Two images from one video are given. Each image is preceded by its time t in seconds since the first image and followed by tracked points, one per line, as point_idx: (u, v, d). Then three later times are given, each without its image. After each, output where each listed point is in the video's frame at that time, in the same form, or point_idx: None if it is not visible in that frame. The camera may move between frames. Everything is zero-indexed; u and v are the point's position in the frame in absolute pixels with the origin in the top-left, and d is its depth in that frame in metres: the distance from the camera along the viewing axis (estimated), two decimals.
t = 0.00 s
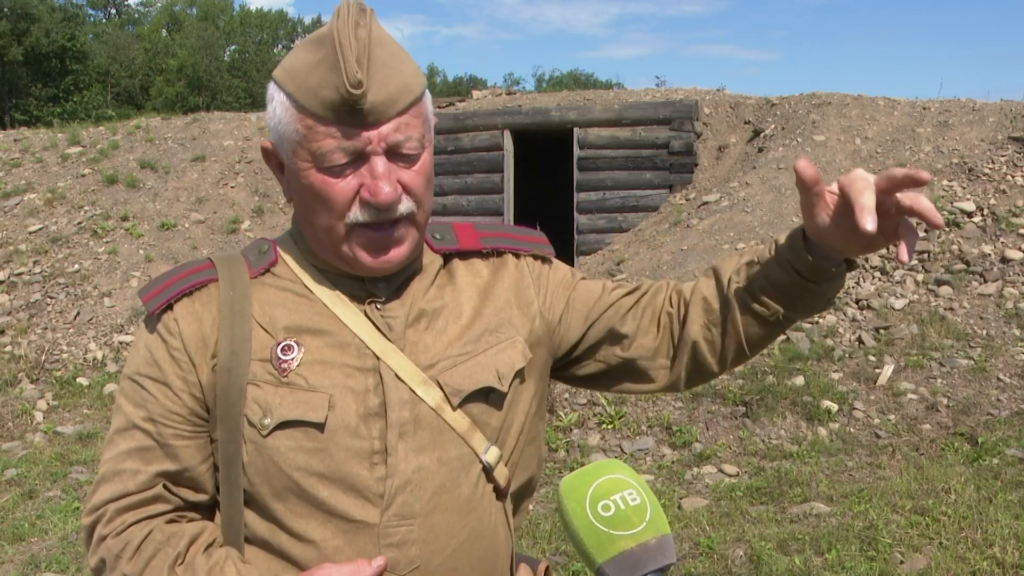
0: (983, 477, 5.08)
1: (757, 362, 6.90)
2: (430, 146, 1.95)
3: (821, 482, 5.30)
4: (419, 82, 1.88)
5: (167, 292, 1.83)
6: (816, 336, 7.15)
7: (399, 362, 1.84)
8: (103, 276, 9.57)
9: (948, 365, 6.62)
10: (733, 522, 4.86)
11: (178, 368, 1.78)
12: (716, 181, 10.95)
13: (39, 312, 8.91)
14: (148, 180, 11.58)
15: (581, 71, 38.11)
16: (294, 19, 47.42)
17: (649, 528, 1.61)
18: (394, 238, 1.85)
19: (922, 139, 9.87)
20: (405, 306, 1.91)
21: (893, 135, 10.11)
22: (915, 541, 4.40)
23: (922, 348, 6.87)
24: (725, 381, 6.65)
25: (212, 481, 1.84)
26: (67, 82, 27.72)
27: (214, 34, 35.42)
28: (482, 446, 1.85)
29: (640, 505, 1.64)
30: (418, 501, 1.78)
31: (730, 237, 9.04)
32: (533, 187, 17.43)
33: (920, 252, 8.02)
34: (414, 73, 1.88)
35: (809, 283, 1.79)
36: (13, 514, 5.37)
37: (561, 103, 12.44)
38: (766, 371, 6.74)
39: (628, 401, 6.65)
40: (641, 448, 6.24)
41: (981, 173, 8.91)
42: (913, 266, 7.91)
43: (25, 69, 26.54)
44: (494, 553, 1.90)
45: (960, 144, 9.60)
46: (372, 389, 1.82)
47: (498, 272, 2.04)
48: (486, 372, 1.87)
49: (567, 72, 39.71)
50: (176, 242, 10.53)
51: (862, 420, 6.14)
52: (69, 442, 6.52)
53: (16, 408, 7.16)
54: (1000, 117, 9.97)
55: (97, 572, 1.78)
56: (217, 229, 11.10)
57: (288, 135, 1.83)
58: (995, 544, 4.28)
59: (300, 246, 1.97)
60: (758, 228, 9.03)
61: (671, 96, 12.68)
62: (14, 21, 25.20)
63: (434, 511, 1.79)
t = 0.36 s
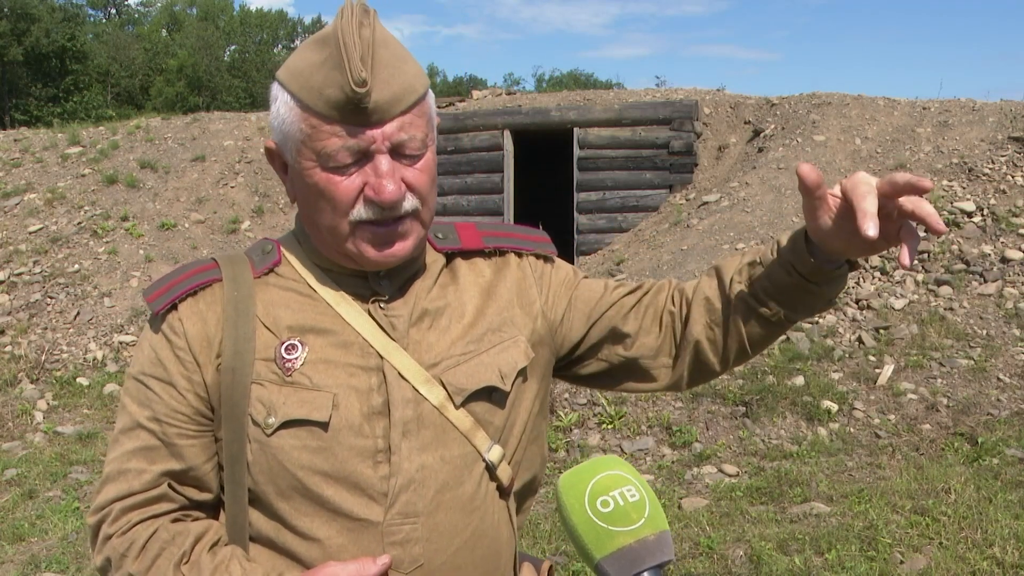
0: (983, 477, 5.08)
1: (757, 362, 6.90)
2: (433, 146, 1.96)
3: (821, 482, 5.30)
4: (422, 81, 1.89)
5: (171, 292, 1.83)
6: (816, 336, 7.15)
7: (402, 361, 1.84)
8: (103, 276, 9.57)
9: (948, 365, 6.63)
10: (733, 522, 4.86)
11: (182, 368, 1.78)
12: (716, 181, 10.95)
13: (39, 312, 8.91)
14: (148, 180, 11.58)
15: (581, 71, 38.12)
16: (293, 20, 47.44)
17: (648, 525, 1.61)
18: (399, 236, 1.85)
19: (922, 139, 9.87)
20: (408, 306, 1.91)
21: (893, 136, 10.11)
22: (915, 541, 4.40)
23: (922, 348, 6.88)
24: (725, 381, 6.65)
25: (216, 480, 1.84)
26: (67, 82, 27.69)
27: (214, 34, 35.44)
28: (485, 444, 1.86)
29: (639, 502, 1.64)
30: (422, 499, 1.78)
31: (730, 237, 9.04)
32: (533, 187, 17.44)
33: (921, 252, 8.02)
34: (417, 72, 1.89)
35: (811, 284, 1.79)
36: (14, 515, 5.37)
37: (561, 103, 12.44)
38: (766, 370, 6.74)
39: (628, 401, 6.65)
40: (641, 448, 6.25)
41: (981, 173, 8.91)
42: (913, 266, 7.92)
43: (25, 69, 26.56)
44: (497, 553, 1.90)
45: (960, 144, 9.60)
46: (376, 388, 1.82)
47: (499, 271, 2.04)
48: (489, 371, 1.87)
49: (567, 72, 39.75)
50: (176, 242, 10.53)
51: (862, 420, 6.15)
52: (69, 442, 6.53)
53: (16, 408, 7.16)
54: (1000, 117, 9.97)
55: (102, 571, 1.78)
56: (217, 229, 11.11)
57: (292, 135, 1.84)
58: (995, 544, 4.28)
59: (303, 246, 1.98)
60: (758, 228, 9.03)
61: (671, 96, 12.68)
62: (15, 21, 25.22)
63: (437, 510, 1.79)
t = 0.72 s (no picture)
0: (983, 477, 5.08)
1: (757, 362, 6.90)
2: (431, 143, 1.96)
3: (821, 482, 5.30)
4: (418, 78, 1.89)
5: (171, 294, 1.82)
6: (816, 336, 7.14)
7: (402, 361, 1.84)
8: (103, 276, 9.57)
9: (948, 365, 6.63)
10: (733, 522, 4.86)
11: (183, 368, 1.78)
12: (716, 181, 10.95)
13: (39, 311, 8.91)
14: (148, 181, 11.57)
15: (581, 71, 38.15)
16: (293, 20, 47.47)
17: (649, 527, 1.61)
18: (398, 232, 1.85)
19: (922, 139, 9.87)
20: (408, 305, 1.91)
21: (893, 135, 10.11)
22: (915, 541, 4.40)
23: (922, 348, 6.88)
24: (725, 381, 6.65)
25: (216, 480, 1.84)
26: (67, 82, 27.67)
27: (214, 35, 35.45)
28: (485, 443, 1.86)
29: (640, 504, 1.64)
30: (422, 499, 1.78)
31: (730, 237, 9.04)
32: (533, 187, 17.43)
33: (921, 252, 8.02)
34: (412, 68, 1.89)
35: (808, 282, 1.79)
36: (14, 514, 5.37)
37: (561, 103, 12.44)
38: (766, 370, 6.74)
39: (628, 401, 6.66)
40: (641, 448, 6.25)
41: (981, 173, 8.91)
42: (913, 266, 7.92)
43: (25, 69, 26.57)
44: (498, 553, 1.90)
45: (960, 144, 9.60)
46: (376, 388, 1.82)
47: (498, 270, 2.04)
48: (488, 370, 1.87)
49: (567, 72, 39.79)
50: (176, 242, 10.53)
51: (862, 420, 6.15)
52: (69, 442, 6.53)
53: (16, 408, 7.16)
54: (1000, 117, 9.97)
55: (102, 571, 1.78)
56: (217, 229, 11.11)
57: (290, 134, 1.84)
58: (995, 544, 4.28)
59: (304, 247, 1.98)
60: (758, 228, 9.03)
61: (671, 96, 12.68)
62: (15, 21, 25.26)
63: (438, 509, 1.79)
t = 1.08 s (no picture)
0: (983, 477, 5.08)
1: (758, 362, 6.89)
2: (438, 151, 1.96)
3: (821, 482, 5.30)
4: (425, 86, 1.88)
5: (178, 288, 1.83)
6: (816, 336, 7.14)
7: (406, 361, 1.84)
8: (103, 276, 9.57)
9: (948, 365, 6.63)
10: (733, 522, 4.86)
11: (186, 361, 1.78)
12: (716, 181, 10.95)
13: (39, 312, 8.91)
14: (148, 181, 11.57)
15: (581, 71, 38.15)
16: (293, 20, 47.53)
17: (653, 526, 1.61)
18: (403, 242, 1.85)
19: (922, 138, 9.86)
20: (413, 306, 1.91)
21: (893, 135, 10.10)
22: (915, 541, 4.40)
23: (922, 348, 6.88)
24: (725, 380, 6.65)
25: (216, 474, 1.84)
26: (67, 81, 27.64)
27: (213, 35, 35.44)
28: (488, 445, 1.86)
29: (644, 503, 1.64)
30: (423, 500, 1.78)
31: (730, 237, 9.04)
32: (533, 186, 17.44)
33: (921, 252, 8.01)
34: (420, 76, 1.89)
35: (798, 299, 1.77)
36: (13, 514, 5.37)
37: (561, 103, 12.43)
38: (766, 370, 6.73)
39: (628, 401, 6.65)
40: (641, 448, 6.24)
41: (981, 173, 8.91)
42: (913, 266, 7.92)
43: (25, 69, 26.58)
44: (498, 554, 1.90)
45: (960, 144, 9.60)
46: (379, 388, 1.82)
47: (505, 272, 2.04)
48: (493, 372, 1.87)
49: (567, 72, 39.75)
50: (176, 242, 10.53)
51: (862, 420, 6.15)
52: (69, 443, 6.52)
53: (16, 408, 7.17)
54: (1000, 117, 9.97)
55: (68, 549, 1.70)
56: (218, 229, 11.12)
57: (296, 141, 1.85)
58: (995, 544, 4.28)
59: (309, 246, 1.98)
60: (758, 228, 9.03)
61: (671, 96, 12.68)
62: (14, 21, 25.33)
63: (439, 510, 1.80)
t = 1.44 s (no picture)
0: (983, 477, 5.08)
1: (758, 362, 6.89)
2: (454, 157, 1.96)
3: (821, 482, 5.30)
4: (439, 92, 1.88)
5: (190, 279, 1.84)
6: (816, 335, 7.13)
7: (416, 366, 1.84)
8: (103, 276, 9.57)
9: (948, 365, 6.63)
10: (733, 522, 4.86)
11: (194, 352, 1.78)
12: (716, 181, 10.96)
13: (38, 311, 8.91)
14: (148, 180, 11.57)
15: (580, 71, 38.16)
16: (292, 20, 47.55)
17: (659, 528, 1.50)
18: (413, 252, 1.85)
19: (922, 138, 9.87)
20: (425, 313, 1.91)
21: (894, 135, 10.09)
22: (915, 541, 4.40)
23: (922, 348, 6.88)
24: (725, 381, 6.65)
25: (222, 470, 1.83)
26: (67, 81, 27.62)
27: (213, 35, 35.44)
28: (496, 455, 1.88)
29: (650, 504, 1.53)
30: (426, 507, 1.78)
31: (730, 236, 9.04)
32: (533, 186, 17.44)
33: (921, 252, 8.02)
34: (434, 83, 1.88)
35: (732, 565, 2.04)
36: (14, 515, 5.36)
37: (561, 103, 12.43)
38: (766, 370, 6.73)
39: (628, 401, 6.66)
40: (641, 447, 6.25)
41: (981, 174, 8.92)
42: (913, 266, 7.91)
43: (25, 69, 26.57)
44: (498, 562, 1.90)
45: (960, 144, 9.61)
46: (387, 392, 1.83)
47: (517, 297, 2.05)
48: (503, 383, 1.90)
49: (567, 72, 39.76)
50: (176, 242, 10.53)
51: (862, 420, 6.15)
52: (69, 442, 6.53)
53: (16, 408, 7.16)
54: (1000, 117, 9.97)
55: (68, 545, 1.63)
56: (218, 229, 11.12)
57: (309, 147, 1.84)
58: (995, 544, 4.28)
59: (321, 243, 1.97)
60: (758, 228, 9.03)
61: (671, 96, 12.68)
62: (14, 21, 25.39)
63: (442, 518, 1.80)
